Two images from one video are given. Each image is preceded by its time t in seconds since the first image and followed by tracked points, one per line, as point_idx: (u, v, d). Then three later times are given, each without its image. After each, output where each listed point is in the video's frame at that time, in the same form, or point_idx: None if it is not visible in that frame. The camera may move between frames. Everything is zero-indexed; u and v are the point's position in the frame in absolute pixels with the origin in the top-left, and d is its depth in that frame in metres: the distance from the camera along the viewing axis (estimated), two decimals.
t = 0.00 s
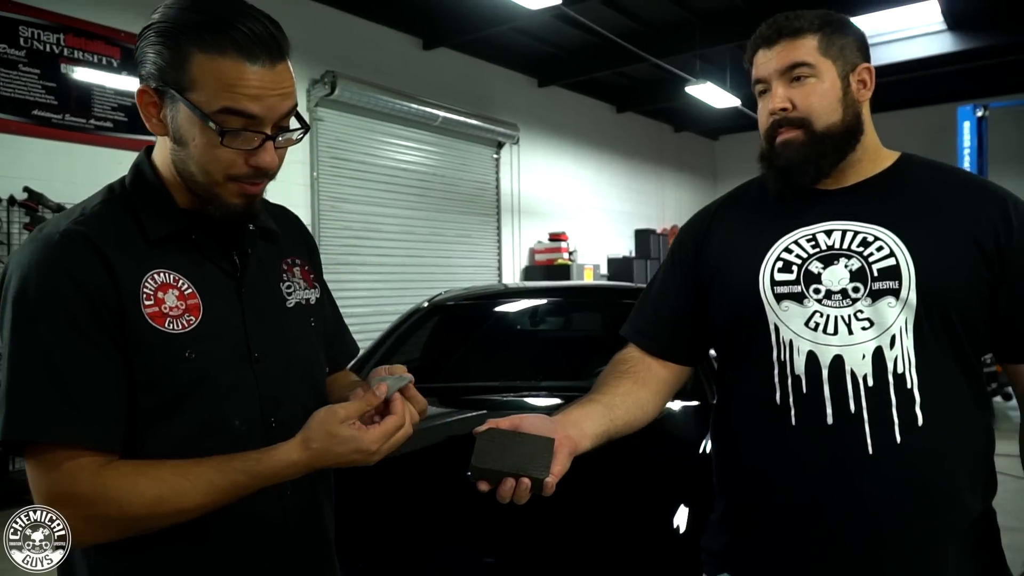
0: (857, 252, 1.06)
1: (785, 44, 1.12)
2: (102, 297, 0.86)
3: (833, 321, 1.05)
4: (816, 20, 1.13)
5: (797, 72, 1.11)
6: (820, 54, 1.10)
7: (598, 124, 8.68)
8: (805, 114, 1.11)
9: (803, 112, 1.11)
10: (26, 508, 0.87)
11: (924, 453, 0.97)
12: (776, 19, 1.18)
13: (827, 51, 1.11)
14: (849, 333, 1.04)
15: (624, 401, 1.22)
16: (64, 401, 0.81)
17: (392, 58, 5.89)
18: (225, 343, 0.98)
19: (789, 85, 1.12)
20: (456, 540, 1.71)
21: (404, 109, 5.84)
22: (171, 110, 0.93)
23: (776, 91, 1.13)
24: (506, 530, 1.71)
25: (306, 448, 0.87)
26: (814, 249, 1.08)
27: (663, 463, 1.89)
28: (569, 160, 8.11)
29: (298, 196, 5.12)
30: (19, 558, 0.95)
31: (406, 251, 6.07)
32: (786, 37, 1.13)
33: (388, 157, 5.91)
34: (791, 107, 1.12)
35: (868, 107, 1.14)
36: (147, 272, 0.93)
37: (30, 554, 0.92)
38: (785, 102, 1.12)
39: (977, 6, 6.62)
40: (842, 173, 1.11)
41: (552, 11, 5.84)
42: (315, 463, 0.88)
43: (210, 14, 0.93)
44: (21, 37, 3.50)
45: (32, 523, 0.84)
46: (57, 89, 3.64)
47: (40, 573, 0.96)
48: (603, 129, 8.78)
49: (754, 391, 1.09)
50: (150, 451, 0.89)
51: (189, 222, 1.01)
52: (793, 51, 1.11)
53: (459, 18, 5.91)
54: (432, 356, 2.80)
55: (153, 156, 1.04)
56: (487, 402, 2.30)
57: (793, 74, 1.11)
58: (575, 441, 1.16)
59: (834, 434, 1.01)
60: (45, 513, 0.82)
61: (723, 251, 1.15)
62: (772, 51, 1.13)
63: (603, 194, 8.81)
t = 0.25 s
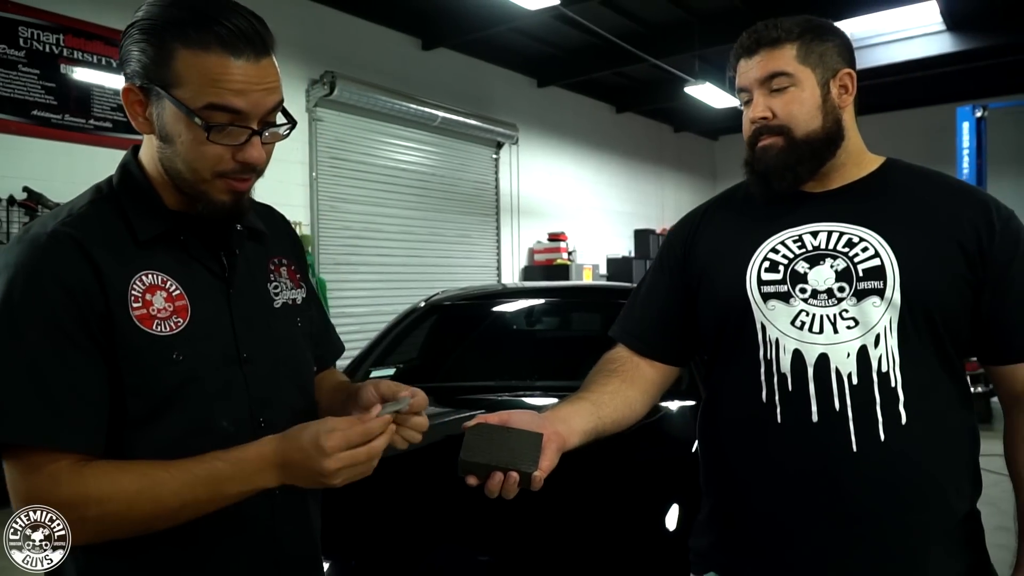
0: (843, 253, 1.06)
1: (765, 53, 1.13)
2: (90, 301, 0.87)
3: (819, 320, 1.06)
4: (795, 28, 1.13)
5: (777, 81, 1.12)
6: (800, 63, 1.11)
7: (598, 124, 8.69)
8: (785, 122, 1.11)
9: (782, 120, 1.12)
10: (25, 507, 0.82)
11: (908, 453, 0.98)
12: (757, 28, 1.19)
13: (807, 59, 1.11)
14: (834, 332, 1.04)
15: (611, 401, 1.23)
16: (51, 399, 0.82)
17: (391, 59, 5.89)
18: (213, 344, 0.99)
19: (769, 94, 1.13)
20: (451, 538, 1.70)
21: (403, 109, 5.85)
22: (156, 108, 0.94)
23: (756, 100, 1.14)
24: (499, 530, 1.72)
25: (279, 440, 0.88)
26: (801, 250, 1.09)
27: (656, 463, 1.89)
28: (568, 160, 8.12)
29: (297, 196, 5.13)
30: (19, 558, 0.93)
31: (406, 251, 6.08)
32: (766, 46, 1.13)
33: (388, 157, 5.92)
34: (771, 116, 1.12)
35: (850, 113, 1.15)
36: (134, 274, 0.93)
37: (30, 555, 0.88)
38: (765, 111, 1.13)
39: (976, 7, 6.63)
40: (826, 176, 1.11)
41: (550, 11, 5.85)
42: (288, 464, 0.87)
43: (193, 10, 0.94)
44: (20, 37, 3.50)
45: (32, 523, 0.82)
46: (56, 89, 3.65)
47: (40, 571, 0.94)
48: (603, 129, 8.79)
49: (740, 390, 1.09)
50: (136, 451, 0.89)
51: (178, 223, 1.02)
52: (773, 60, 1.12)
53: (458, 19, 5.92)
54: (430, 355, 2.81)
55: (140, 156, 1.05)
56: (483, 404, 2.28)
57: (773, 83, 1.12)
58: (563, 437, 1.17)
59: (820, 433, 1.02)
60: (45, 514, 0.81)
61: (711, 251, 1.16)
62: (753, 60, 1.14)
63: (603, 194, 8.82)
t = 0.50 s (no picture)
0: (841, 251, 1.07)
1: (761, 54, 1.14)
2: (88, 297, 0.87)
3: (818, 318, 1.06)
4: (791, 28, 1.14)
5: (773, 82, 1.12)
6: (795, 63, 1.11)
7: (599, 124, 8.69)
8: (781, 121, 1.12)
9: (778, 120, 1.12)
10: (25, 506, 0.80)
11: (905, 449, 0.98)
12: (753, 28, 1.19)
13: (802, 59, 1.12)
14: (832, 329, 1.05)
15: (610, 398, 1.23)
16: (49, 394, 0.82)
17: (392, 58, 5.89)
18: (213, 340, 0.99)
19: (765, 94, 1.13)
20: (449, 536, 1.70)
21: (404, 109, 5.86)
22: (161, 102, 0.94)
23: (753, 100, 1.14)
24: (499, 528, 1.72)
25: (268, 450, 0.84)
26: (799, 248, 1.09)
27: (654, 461, 1.90)
28: (568, 160, 8.11)
29: (298, 196, 5.13)
30: (19, 557, 0.92)
31: (407, 251, 6.09)
32: (762, 47, 1.14)
33: (389, 157, 5.92)
34: (768, 116, 1.13)
35: (846, 113, 1.15)
36: (134, 267, 0.94)
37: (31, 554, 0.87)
38: (762, 111, 1.13)
39: (976, 6, 6.63)
40: (823, 175, 1.12)
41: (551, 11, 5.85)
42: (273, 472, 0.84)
43: (198, 4, 0.94)
44: (21, 37, 3.51)
45: (30, 523, 0.80)
46: (57, 89, 3.66)
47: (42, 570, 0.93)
48: (604, 129, 8.79)
49: (738, 387, 1.10)
50: (135, 447, 0.90)
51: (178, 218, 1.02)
52: (768, 61, 1.12)
53: (459, 19, 5.93)
54: (430, 355, 2.80)
55: (143, 154, 1.05)
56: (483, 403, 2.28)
57: (769, 84, 1.12)
58: (561, 432, 1.18)
59: (818, 431, 1.02)
60: (45, 513, 0.79)
61: (710, 249, 1.16)
62: (750, 61, 1.15)
63: (604, 194, 8.82)
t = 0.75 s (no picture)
0: (843, 253, 1.07)
1: (762, 58, 1.14)
2: (92, 289, 0.87)
3: (821, 320, 1.06)
4: (792, 32, 1.14)
5: (775, 85, 1.12)
6: (796, 66, 1.12)
7: (600, 124, 8.69)
8: (782, 124, 1.12)
9: (780, 122, 1.12)
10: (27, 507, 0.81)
11: (909, 450, 0.99)
12: (753, 32, 1.19)
13: (803, 62, 1.12)
14: (835, 331, 1.05)
15: (613, 400, 1.23)
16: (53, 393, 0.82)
17: (394, 59, 5.90)
18: (217, 339, 0.99)
19: (766, 97, 1.13)
20: (450, 536, 1.70)
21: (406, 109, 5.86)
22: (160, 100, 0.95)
23: (755, 103, 1.14)
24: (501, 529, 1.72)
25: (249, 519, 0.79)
26: (801, 250, 1.09)
27: (655, 462, 1.90)
28: (569, 160, 8.11)
29: (300, 196, 5.14)
30: (18, 559, 0.93)
31: (409, 251, 6.10)
32: (763, 51, 1.14)
33: (391, 157, 5.93)
34: (769, 118, 1.13)
35: (846, 115, 1.16)
36: (140, 261, 0.94)
37: (29, 553, 0.89)
38: (764, 114, 1.13)
39: (978, 6, 6.62)
40: (823, 178, 1.12)
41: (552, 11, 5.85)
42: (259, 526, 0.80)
43: (199, 4, 0.95)
44: (24, 37, 3.52)
45: (30, 522, 0.82)
46: (60, 89, 3.66)
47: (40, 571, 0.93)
48: (605, 129, 8.79)
49: (741, 388, 1.10)
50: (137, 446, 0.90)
51: (183, 216, 1.02)
52: (770, 64, 1.12)
53: (461, 19, 5.93)
54: (431, 355, 2.81)
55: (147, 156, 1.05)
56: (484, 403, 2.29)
57: (770, 87, 1.12)
58: (564, 434, 1.18)
59: (821, 431, 1.02)
60: (45, 514, 0.79)
61: (712, 252, 1.16)
62: (751, 65, 1.15)
63: (605, 194, 8.82)
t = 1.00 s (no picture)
0: (841, 253, 1.07)
1: (760, 59, 1.14)
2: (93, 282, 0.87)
3: (819, 320, 1.06)
4: (790, 34, 1.14)
5: (772, 86, 1.12)
6: (794, 68, 1.12)
7: (600, 124, 8.69)
8: (780, 125, 1.12)
9: (778, 122, 1.12)
10: (25, 507, 0.82)
11: (908, 449, 0.99)
12: (751, 34, 1.20)
13: (801, 64, 1.12)
14: (832, 331, 1.05)
15: (613, 401, 1.23)
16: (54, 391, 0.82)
17: (395, 58, 5.90)
18: (217, 337, 0.98)
19: (765, 99, 1.13)
20: (453, 536, 1.66)
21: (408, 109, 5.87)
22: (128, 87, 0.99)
23: (752, 104, 1.15)
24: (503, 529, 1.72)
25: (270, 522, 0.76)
26: (799, 251, 1.10)
27: (655, 462, 1.90)
28: (570, 160, 8.11)
29: (302, 196, 5.14)
30: (19, 558, 0.93)
31: (410, 250, 6.10)
32: (761, 53, 1.14)
33: (392, 157, 5.94)
34: (767, 119, 1.13)
35: (843, 117, 1.16)
36: (139, 261, 0.94)
37: (30, 554, 0.89)
38: (761, 114, 1.14)
39: (978, 6, 6.62)
40: (821, 179, 1.12)
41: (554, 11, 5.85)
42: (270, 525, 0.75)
43: None
44: (25, 37, 3.52)
45: (32, 523, 0.83)
46: (61, 89, 3.67)
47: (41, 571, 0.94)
48: (606, 129, 8.79)
49: (739, 388, 1.10)
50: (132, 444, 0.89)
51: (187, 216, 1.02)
52: (767, 66, 1.12)
53: (461, 19, 5.93)
54: (432, 355, 2.81)
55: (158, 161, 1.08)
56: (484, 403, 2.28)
57: (768, 88, 1.13)
58: (566, 435, 1.18)
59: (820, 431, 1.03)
60: (44, 513, 0.81)
61: (710, 253, 1.17)
62: (749, 66, 1.15)
63: (606, 194, 8.82)
